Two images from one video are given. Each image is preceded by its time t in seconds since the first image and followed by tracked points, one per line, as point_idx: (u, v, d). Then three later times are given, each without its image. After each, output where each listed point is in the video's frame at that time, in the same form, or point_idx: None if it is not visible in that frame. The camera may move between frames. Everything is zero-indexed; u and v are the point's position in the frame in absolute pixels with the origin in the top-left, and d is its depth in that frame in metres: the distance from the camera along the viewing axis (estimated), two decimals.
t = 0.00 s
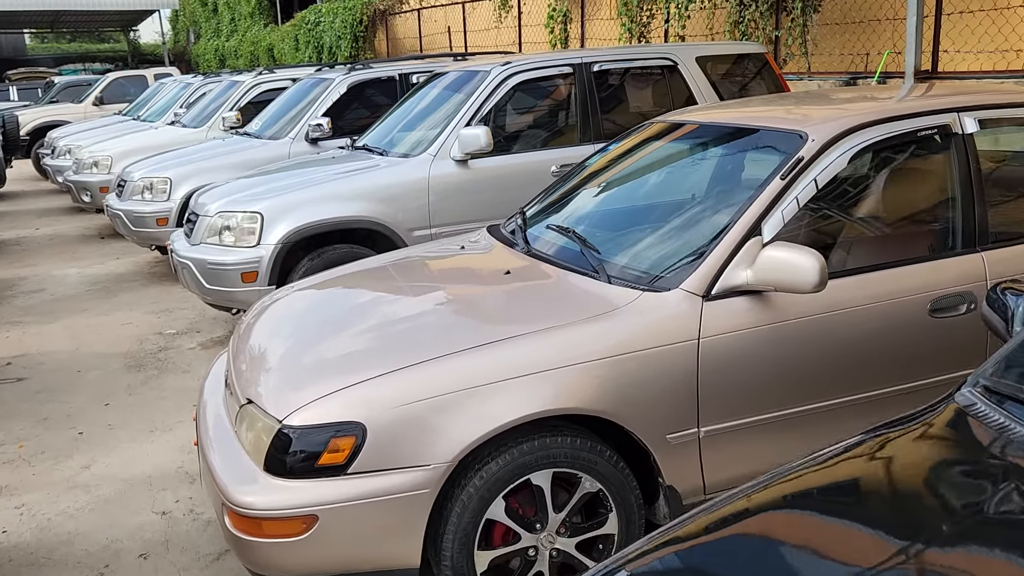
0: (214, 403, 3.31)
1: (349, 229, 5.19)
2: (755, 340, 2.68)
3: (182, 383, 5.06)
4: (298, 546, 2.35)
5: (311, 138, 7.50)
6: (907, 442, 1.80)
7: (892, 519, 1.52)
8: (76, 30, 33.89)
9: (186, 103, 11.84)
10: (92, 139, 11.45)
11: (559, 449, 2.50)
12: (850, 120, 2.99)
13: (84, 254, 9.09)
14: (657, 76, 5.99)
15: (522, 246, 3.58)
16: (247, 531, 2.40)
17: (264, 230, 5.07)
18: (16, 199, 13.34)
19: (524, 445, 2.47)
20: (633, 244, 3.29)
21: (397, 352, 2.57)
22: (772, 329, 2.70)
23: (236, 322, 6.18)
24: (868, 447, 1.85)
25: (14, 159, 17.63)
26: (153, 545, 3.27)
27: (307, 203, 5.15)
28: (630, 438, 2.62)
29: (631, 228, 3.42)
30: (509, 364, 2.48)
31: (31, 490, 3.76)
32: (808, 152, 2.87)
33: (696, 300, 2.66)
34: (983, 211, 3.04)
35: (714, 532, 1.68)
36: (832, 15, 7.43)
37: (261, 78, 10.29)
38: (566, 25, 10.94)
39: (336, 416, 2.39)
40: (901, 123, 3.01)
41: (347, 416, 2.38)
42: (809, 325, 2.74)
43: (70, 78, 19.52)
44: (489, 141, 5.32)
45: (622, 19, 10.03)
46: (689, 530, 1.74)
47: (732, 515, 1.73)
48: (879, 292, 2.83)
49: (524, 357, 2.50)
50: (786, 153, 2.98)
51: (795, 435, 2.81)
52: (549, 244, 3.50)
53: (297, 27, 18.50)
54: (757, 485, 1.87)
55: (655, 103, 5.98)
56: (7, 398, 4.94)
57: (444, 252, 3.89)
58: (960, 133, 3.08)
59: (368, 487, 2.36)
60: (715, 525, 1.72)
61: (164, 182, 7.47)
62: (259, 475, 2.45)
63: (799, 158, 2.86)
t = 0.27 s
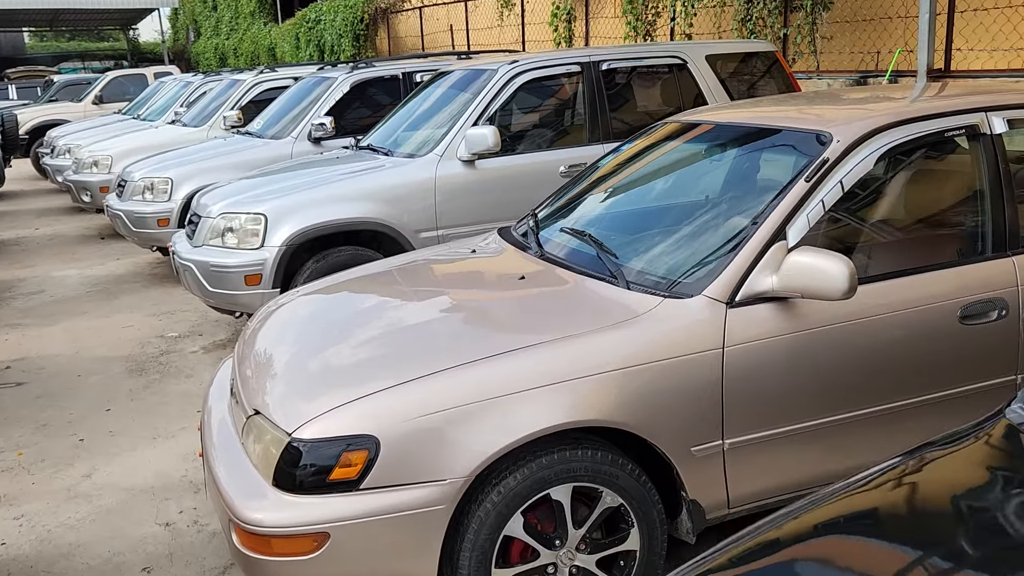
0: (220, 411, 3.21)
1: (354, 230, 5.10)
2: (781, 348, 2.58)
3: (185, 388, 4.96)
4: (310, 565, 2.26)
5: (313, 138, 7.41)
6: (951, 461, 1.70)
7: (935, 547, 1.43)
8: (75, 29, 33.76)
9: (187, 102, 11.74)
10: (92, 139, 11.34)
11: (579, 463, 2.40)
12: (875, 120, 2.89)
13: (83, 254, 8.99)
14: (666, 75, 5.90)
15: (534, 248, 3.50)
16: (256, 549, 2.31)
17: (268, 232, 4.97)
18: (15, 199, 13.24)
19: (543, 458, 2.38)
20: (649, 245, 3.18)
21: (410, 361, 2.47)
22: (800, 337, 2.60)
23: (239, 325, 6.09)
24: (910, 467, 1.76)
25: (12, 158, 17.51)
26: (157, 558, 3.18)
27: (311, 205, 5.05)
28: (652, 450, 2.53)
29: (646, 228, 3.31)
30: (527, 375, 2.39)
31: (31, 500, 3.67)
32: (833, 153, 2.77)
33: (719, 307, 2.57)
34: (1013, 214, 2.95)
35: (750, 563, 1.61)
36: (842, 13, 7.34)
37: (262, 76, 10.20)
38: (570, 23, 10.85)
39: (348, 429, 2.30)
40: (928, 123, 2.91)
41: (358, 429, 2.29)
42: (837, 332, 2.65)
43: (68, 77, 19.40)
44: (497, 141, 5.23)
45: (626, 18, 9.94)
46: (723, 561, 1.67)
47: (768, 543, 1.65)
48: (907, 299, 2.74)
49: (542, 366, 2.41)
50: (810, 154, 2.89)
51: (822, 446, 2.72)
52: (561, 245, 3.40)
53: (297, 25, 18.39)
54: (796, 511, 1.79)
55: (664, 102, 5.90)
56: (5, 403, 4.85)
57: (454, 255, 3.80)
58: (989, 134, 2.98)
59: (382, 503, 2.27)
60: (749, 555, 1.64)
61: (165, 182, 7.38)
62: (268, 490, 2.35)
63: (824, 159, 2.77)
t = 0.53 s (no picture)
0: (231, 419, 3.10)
1: (363, 232, 4.98)
2: (822, 357, 2.48)
3: (191, 394, 4.85)
4: None
5: (319, 137, 7.29)
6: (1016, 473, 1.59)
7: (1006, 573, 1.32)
8: (74, 27, 33.61)
9: (188, 101, 11.61)
10: (93, 138, 11.22)
11: (613, 478, 2.29)
12: (914, 118, 2.78)
13: (85, 255, 8.87)
14: (680, 72, 5.80)
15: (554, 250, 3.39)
16: (275, 571, 2.20)
17: (276, 233, 4.85)
18: (14, 199, 13.12)
19: (576, 474, 2.27)
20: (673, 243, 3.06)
21: (433, 373, 2.36)
22: (843, 345, 2.50)
23: (245, 328, 5.97)
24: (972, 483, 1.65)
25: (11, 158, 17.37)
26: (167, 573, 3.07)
27: (319, 205, 4.93)
28: (688, 465, 2.42)
29: (669, 225, 3.19)
30: (558, 386, 2.28)
31: (35, 512, 3.56)
32: (873, 152, 2.67)
33: (757, 314, 2.46)
34: None
35: None
36: (855, 10, 7.23)
37: (265, 74, 10.08)
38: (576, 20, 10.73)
39: (372, 445, 2.19)
40: (970, 122, 2.81)
41: (382, 444, 2.18)
42: (879, 340, 2.53)
43: (68, 75, 19.26)
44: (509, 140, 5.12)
45: (634, 15, 9.84)
46: None
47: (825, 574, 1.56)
48: (951, 304, 2.63)
49: (576, 378, 2.30)
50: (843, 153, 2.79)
51: (862, 458, 2.61)
52: (583, 245, 3.28)
53: (298, 23, 18.26)
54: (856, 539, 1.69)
55: (678, 100, 5.80)
56: (7, 410, 4.74)
57: (471, 258, 3.69)
58: None
59: (409, 522, 2.16)
60: None
61: (168, 182, 7.26)
62: (286, 508, 2.24)
63: (863, 158, 2.66)
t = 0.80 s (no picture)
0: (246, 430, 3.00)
1: (373, 235, 4.87)
2: (867, 369, 2.37)
3: (199, 400, 4.74)
4: None
5: (325, 137, 7.19)
6: None
7: None
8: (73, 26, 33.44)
9: (190, 100, 11.50)
10: (94, 138, 11.11)
11: (652, 497, 2.19)
12: (957, 118, 2.68)
13: (87, 257, 8.76)
14: (695, 71, 5.71)
15: (577, 254, 3.29)
16: None
17: (286, 236, 4.74)
18: (15, 199, 13.00)
19: (614, 493, 2.16)
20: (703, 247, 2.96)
21: (463, 387, 2.26)
22: (888, 357, 2.39)
23: (252, 332, 5.86)
24: None
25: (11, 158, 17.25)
26: None
27: (330, 208, 4.82)
28: (728, 482, 2.32)
29: (697, 228, 3.09)
30: (596, 401, 2.18)
31: (42, 525, 3.46)
32: (917, 154, 2.57)
33: (801, 324, 2.36)
34: None
35: None
36: (869, 7, 7.11)
37: (269, 74, 9.97)
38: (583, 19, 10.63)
39: (402, 463, 2.09)
40: (1015, 122, 2.71)
41: (411, 464, 2.08)
42: (925, 351, 2.43)
43: (67, 75, 19.13)
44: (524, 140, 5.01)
45: (642, 13, 9.72)
46: None
47: None
48: (998, 313, 2.53)
49: (613, 392, 2.20)
50: (881, 155, 2.69)
51: (907, 473, 2.51)
52: (609, 250, 3.18)
53: (300, 22, 18.14)
54: None
55: (693, 99, 5.70)
56: (11, 417, 4.63)
57: (491, 262, 3.59)
58: None
59: (440, 544, 2.06)
60: None
61: (172, 183, 7.16)
62: (310, 529, 2.14)
63: (908, 161, 2.56)
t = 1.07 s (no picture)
0: (259, 435, 2.92)
1: (382, 237, 4.79)
2: (908, 377, 2.29)
3: (207, 405, 4.66)
4: None
5: (332, 136, 7.12)
6: None
7: None
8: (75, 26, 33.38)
9: (194, 100, 11.42)
10: (98, 138, 11.04)
11: (686, 512, 2.10)
12: (996, 117, 2.60)
13: (91, 258, 8.68)
14: (708, 69, 5.63)
15: (599, 255, 3.21)
16: None
17: (296, 237, 4.65)
18: (18, 200, 12.94)
19: (646, 508, 2.08)
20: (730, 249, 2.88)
21: (488, 396, 2.18)
22: (929, 364, 2.31)
23: (259, 335, 5.78)
24: None
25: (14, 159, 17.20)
26: None
27: (340, 209, 4.72)
28: (763, 494, 2.23)
29: (723, 230, 3.01)
30: (628, 412, 2.10)
31: (50, 534, 3.38)
32: (955, 154, 2.49)
33: (839, 330, 2.27)
34: None
35: None
36: (883, 4, 7.01)
37: (274, 73, 9.90)
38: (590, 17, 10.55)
39: (428, 477, 2.00)
40: None
41: (437, 478, 2.00)
42: (966, 358, 2.34)
43: (69, 74, 19.05)
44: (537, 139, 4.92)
45: (650, 11, 9.62)
46: None
47: None
48: None
49: (645, 403, 2.11)
50: (913, 155, 2.61)
51: (946, 485, 2.42)
52: (632, 252, 3.10)
53: (302, 21, 18.05)
54: None
55: (707, 97, 5.62)
56: (16, 422, 4.56)
57: (508, 265, 3.50)
58: None
59: (467, 563, 1.98)
60: None
61: (178, 183, 7.08)
62: (330, 544, 2.06)
63: (946, 161, 2.48)
